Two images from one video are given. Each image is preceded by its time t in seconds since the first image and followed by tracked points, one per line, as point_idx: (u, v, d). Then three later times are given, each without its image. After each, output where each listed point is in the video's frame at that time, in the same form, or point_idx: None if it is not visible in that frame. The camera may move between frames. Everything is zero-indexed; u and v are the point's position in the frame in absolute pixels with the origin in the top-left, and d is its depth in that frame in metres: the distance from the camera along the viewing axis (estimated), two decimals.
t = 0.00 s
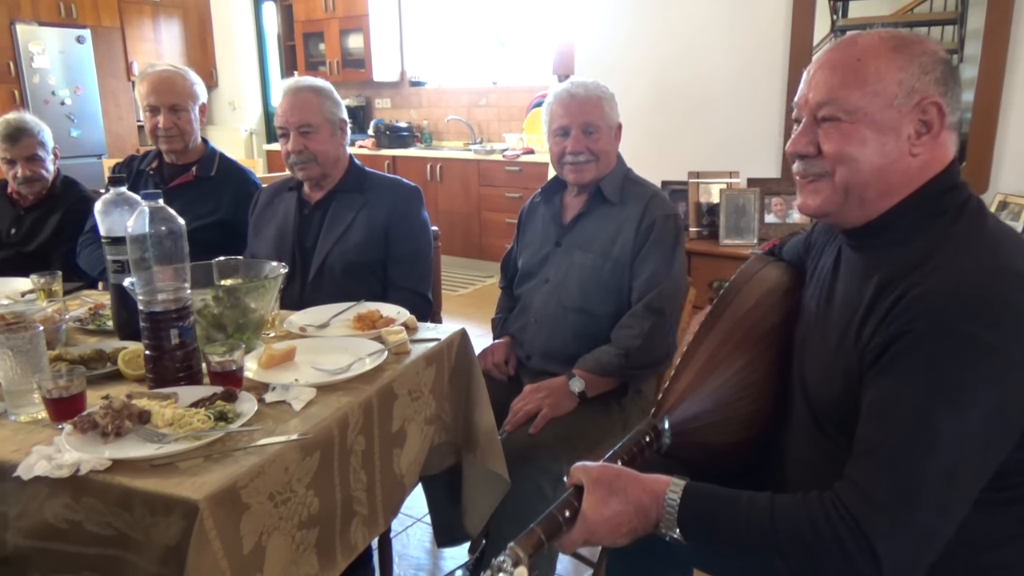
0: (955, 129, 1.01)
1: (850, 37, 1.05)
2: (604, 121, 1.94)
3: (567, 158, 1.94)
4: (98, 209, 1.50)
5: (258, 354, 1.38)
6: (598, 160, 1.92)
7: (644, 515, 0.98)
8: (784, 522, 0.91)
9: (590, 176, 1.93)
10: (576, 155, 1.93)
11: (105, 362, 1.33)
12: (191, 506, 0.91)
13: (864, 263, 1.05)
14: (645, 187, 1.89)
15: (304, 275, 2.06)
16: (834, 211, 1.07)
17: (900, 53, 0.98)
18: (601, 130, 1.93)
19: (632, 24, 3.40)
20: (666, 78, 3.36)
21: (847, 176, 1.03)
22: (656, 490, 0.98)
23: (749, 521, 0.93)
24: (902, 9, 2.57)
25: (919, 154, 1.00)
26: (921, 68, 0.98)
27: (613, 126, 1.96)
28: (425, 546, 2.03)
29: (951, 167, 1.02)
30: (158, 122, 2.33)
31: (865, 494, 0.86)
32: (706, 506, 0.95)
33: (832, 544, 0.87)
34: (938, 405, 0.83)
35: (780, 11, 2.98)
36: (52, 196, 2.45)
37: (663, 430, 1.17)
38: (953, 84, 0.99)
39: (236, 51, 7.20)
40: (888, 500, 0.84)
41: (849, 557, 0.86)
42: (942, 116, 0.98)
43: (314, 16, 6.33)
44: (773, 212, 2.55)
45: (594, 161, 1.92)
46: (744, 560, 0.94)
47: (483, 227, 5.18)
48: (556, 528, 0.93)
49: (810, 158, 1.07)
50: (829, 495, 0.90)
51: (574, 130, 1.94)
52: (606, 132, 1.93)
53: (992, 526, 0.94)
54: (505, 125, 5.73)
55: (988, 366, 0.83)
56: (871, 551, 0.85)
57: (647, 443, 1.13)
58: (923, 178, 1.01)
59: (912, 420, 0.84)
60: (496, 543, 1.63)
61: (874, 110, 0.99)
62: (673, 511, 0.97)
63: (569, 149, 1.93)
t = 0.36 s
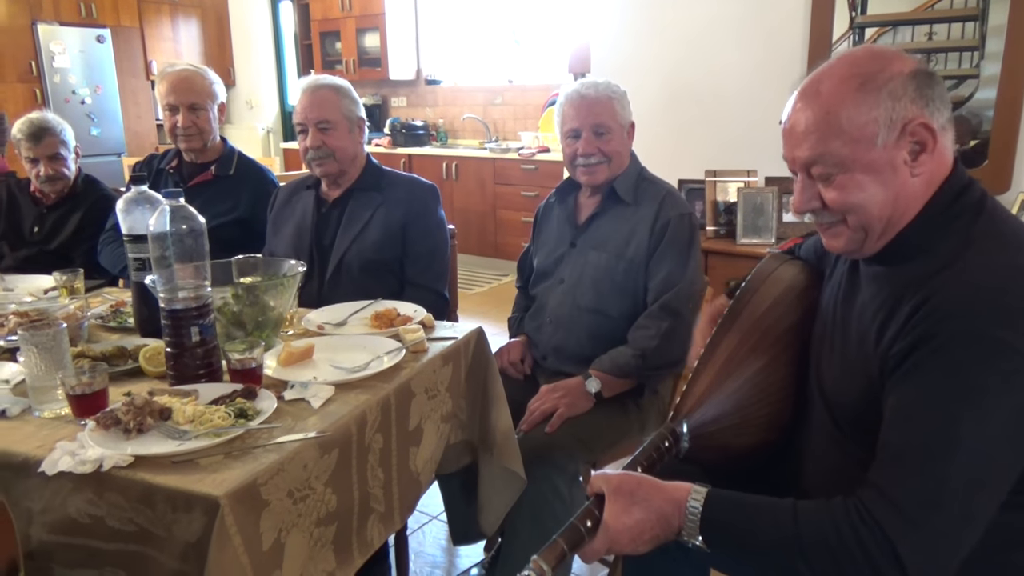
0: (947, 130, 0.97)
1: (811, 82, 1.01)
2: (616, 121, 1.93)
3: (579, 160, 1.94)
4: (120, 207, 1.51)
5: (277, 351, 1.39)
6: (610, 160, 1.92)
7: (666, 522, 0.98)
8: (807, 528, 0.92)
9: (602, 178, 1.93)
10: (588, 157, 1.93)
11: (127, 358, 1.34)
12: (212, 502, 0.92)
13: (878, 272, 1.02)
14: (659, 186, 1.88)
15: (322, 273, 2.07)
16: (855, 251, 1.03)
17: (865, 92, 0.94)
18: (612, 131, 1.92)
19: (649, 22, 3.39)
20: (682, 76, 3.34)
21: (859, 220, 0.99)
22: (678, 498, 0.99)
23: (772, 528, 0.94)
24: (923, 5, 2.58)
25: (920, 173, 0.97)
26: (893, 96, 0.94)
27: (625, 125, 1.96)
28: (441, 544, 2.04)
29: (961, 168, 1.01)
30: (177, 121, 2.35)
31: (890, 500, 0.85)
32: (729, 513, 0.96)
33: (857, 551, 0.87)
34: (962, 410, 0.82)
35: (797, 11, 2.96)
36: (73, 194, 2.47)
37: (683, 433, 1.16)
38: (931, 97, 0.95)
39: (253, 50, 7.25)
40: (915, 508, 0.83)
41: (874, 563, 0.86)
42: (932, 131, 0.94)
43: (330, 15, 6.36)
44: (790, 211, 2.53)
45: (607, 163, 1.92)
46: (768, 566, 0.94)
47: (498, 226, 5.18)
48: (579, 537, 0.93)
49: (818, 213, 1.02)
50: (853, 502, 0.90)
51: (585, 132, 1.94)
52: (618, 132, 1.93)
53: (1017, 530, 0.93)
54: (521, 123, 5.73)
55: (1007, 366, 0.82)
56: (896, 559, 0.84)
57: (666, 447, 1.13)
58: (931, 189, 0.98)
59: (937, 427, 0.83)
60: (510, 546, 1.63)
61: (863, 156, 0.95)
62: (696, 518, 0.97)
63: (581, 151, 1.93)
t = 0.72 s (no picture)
0: (950, 134, 0.96)
1: (806, 98, 1.02)
2: (641, 123, 1.93)
3: (601, 161, 1.95)
4: (143, 208, 1.53)
5: (297, 351, 1.40)
6: (633, 163, 1.92)
7: (683, 527, 0.97)
8: (824, 534, 0.90)
9: (624, 180, 1.93)
10: (609, 158, 1.93)
11: (150, 358, 1.36)
12: (234, 500, 0.93)
13: (893, 278, 1.01)
14: (688, 189, 1.87)
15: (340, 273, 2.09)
16: (866, 260, 1.02)
17: (857, 104, 0.95)
18: (635, 133, 1.92)
19: (668, 21, 3.37)
20: (701, 76, 3.33)
21: (867, 229, 0.98)
22: (694, 502, 0.98)
23: (788, 535, 0.92)
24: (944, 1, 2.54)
25: (924, 178, 0.96)
26: (886, 105, 0.93)
27: (651, 128, 1.95)
28: (458, 543, 2.05)
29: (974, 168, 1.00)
30: (199, 123, 2.37)
31: (908, 507, 0.84)
32: (747, 519, 0.95)
33: (872, 555, 0.86)
34: (979, 415, 0.81)
35: (817, 9, 2.93)
36: (97, 195, 2.51)
37: (700, 436, 1.12)
38: (929, 103, 0.94)
39: (272, 51, 7.31)
40: (936, 516, 0.83)
41: (891, 569, 0.85)
42: (931, 136, 0.94)
43: (349, 16, 6.39)
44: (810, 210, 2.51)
45: (628, 164, 1.92)
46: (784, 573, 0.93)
47: (516, 226, 5.18)
48: (596, 540, 0.91)
49: (825, 224, 1.01)
50: (871, 508, 0.89)
51: (607, 133, 1.94)
52: (642, 135, 1.92)
53: None
54: (538, 123, 5.73)
55: None
56: (914, 565, 0.84)
57: (683, 450, 1.10)
58: (939, 194, 0.98)
59: (956, 433, 0.82)
60: (529, 543, 1.65)
61: (862, 165, 0.95)
62: (713, 523, 0.97)
63: (602, 151, 1.94)
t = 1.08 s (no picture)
0: (959, 135, 0.96)
1: (812, 102, 1.02)
2: (645, 123, 1.92)
3: (603, 158, 1.95)
4: (159, 211, 1.55)
5: (310, 352, 1.41)
6: (634, 162, 1.91)
7: (692, 536, 0.98)
8: (832, 539, 0.91)
9: (625, 179, 1.93)
10: (611, 156, 1.93)
11: (165, 359, 1.38)
12: (249, 499, 0.94)
13: (903, 280, 1.01)
14: (694, 187, 1.86)
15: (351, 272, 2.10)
16: (876, 263, 1.02)
17: (862, 109, 0.95)
18: (638, 133, 1.91)
19: (680, 22, 3.37)
20: (713, 76, 3.32)
21: (877, 234, 0.98)
22: (702, 511, 0.98)
23: (796, 540, 0.93)
24: None
25: (933, 181, 0.96)
26: (891, 109, 0.93)
27: (656, 129, 1.94)
28: (470, 544, 2.05)
29: (986, 166, 0.99)
30: (212, 126, 2.39)
31: (915, 511, 0.84)
32: (754, 525, 0.95)
33: (880, 560, 0.86)
34: (988, 418, 0.81)
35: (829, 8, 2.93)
36: (113, 198, 2.54)
37: (709, 441, 1.16)
38: (936, 105, 0.93)
39: (285, 55, 7.36)
40: (944, 519, 0.82)
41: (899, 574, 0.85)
42: (939, 140, 0.93)
43: (361, 19, 6.42)
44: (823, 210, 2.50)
45: (630, 164, 1.91)
46: None
47: (527, 227, 5.19)
48: (605, 554, 0.93)
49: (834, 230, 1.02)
50: (878, 512, 0.89)
51: (610, 131, 1.94)
52: (645, 135, 1.91)
53: None
54: (550, 124, 5.74)
55: None
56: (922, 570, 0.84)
57: (693, 456, 1.13)
58: (950, 194, 0.97)
59: (964, 436, 0.82)
60: (543, 540, 1.67)
61: (869, 171, 0.95)
62: (721, 531, 0.97)
63: (605, 149, 1.94)
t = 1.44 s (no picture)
0: (968, 140, 0.96)
1: (818, 106, 1.02)
2: (647, 121, 1.92)
3: (604, 155, 1.95)
4: (167, 214, 1.56)
5: (317, 353, 1.42)
6: (635, 161, 1.91)
7: (726, 523, 1.00)
8: (848, 549, 0.93)
9: (627, 177, 1.93)
10: (612, 153, 1.93)
11: (173, 360, 1.38)
12: (257, 498, 0.95)
13: (911, 286, 1.01)
14: (697, 187, 1.87)
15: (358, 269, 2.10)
16: (882, 269, 1.02)
17: (869, 114, 0.95)
18: (640, 131, 1.91)
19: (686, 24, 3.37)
20: (719, 77, 3.32)
21: (884, 240, 0.98)
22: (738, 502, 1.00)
23: (815, 548, 0.96)
24: None
25: (941, 186, 0.95)
26: (899, 114, 0.93)
27: (659, 129, 1.93)
28: (477, 545, 2.06)
29: (995, 170, 1.00)
30: (220, 129, 2.40)
31: (923, 524, 0.86)
32: (778, 528, 0.98)
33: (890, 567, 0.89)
34: (997, 432, 0.83)
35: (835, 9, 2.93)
36: (122, 200, 2.56)
37: (713, 446, 1.12)
38: (944, 111, 0.94)
39: (292, 58, 7.39)
40: (950, 531, 0.84)
41: None
42: (946, 144, 0.93)
43: (367, 22, 6.44)
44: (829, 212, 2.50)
45: (630, 161, 1.91)
46: None
47: (534, 228, 5.19)
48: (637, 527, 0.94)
49: (839, 235, 1.02)
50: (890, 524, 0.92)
51: (612, 128, 1.95)
52: (647, 134, 1.91)
53: None
54: (556, 126, 5.74)
55: None
56: None
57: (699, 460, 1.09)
58: (959, 199, 0.97)
59: (970, 449, 0.84)
60: (549, 541, 1.68)
61: (876, 176, 0.94)
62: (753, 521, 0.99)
63: (605, 146, 1.95)
